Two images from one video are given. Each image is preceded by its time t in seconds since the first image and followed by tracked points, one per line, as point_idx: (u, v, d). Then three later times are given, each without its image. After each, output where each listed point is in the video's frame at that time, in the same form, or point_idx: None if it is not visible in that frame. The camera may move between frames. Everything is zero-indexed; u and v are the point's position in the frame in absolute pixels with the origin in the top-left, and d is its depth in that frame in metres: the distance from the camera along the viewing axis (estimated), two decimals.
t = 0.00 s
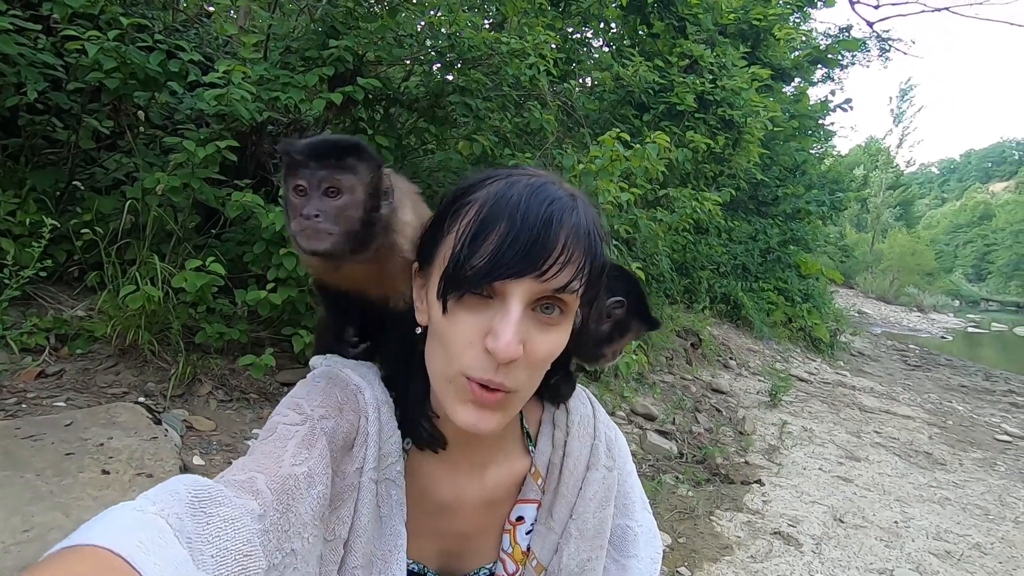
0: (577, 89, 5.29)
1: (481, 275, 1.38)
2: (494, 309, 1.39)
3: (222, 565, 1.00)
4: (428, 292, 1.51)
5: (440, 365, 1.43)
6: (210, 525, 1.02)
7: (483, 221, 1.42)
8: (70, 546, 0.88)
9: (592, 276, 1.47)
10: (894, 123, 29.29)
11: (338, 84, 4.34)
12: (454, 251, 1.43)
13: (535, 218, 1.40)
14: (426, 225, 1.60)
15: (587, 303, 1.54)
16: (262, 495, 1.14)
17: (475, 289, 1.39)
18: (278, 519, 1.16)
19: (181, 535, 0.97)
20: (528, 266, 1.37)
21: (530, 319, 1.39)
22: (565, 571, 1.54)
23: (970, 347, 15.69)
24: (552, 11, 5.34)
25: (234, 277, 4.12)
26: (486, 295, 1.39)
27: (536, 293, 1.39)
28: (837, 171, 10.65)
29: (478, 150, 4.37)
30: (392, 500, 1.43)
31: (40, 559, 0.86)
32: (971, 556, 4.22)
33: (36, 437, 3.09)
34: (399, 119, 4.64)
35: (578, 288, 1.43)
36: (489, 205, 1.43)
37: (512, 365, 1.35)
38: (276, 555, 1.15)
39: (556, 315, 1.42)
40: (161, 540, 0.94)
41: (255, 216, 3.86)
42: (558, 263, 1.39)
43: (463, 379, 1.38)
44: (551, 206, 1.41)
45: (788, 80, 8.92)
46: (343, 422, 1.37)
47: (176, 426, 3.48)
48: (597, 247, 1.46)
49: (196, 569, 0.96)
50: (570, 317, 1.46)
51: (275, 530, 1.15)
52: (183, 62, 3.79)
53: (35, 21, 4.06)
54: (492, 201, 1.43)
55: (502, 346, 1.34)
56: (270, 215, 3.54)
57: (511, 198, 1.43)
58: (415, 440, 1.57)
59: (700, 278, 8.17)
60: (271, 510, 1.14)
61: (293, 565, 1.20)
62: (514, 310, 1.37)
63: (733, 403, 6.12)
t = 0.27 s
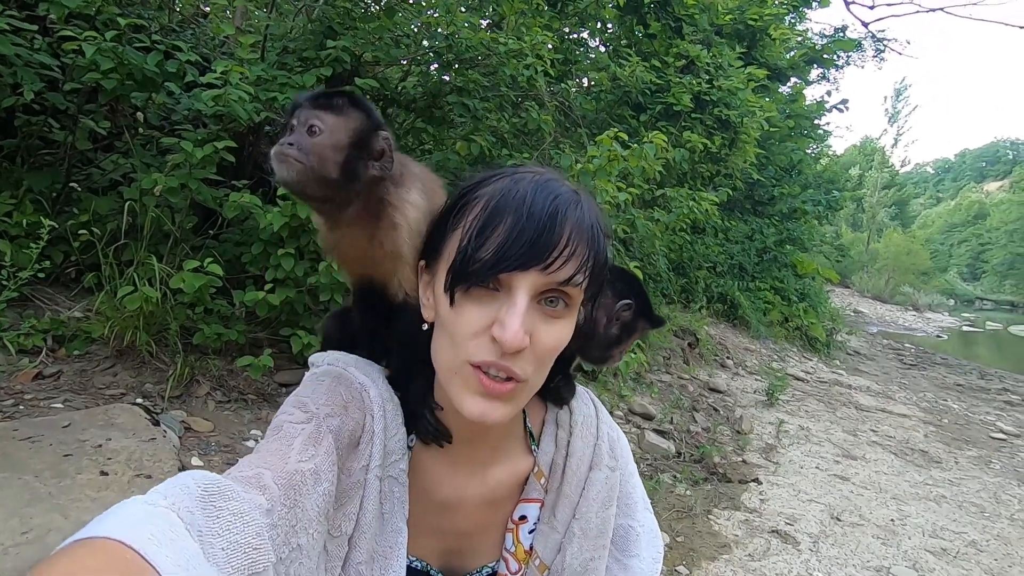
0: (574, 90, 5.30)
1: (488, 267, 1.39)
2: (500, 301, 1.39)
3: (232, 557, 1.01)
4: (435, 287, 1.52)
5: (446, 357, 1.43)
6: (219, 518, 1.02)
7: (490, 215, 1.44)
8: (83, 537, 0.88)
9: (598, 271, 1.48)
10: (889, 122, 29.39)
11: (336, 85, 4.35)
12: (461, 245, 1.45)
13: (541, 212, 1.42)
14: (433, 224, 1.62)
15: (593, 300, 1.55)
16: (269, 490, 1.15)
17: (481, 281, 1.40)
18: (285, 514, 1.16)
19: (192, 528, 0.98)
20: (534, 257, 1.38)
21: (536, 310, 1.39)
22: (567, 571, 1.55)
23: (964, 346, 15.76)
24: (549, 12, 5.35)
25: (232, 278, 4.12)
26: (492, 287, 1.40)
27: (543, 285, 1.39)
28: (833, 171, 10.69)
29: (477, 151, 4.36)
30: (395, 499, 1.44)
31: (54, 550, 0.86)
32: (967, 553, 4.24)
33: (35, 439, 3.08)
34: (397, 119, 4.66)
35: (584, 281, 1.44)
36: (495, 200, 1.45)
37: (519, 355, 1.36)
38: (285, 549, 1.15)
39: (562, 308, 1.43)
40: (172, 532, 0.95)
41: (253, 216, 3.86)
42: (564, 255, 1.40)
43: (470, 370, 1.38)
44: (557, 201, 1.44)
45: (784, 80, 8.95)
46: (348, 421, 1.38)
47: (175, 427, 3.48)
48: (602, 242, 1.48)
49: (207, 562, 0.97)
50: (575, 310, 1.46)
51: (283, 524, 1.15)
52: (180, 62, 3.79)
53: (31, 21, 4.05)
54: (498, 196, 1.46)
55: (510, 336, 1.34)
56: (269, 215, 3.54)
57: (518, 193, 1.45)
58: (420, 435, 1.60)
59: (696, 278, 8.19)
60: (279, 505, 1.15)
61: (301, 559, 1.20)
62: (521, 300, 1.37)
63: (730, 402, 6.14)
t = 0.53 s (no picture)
0: (569, 84, 5.28)
1: (486, 272, 1.38)
2: (498, 306, 1.39)
3: (226, 563, 1.00)
4: (431, 292, 1.51)
5: (443, 362, 1.42)
6: (215, 522, 1.01)
7: (488, 220, 1.43)
8: (76, 541, 0.88)
9: (595, 277, 1.48)
10: (884, 113, 29.39)
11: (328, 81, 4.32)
12: (458, 250, 1.44)
13: (539, 217, 1.41)
14: (430, 228, 1.61)
15: (590, 305, 1.55)
16: (266, 495, 1.13)
17: (479, 286, 1.39)
18: (282, 519, 1.14)
19: (187, 531, 0.97)
20: (532, 262, 1.37)
21: (534, 316, 1.39)
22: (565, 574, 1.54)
23: (960, 337, 15.80)
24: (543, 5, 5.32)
25: (227, 277, 4.10)
26: (490, 292, 1.39)
27: (540, 290, 1.39)
28: (828, 163, 10.69)
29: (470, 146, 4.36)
30: (393, 505, 1.45)
31: (47, 552, 0.85)
32: (962, 544, 4.26)
33: (28, 442, 3.07)
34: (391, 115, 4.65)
35: (581, 287, 1.44)
36: (493, 205, 1.45)
37: (516, 361, 1.35)
38: (279, 554, 1.13)
39: (559, 313, 1.42)
40: (167, 535, 0.93)
41: (247, 215, 3.84)
42: (561, 261, 1.39)
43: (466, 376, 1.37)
44: (556, 206, 1.43)
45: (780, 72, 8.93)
46: (345, 425, 1.36)
47: (170, 428, 3.46)
48: (599, 248, 1.48)
49: (201, 566, 0.95)
50: (572, 316, 1.46)
51: (279, 529, 1.13)
52: (170, 60, 3.76)
53: (19, 19, 4.01)
54: (496, 201, 1.45)
55: (507, 341, 1.33)
56: (262, 214, 3.52)
57: (516, 198, 1.44)
58: (418, 437, 1.57)
59: (693, 271, 8.19)
60: (275, 509, 1.13)
61: (297, 564, 1.19)
62: (518, 306, 1.37)
63: (727, 395, 6.15)
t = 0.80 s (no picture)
0: (564, 77, 5.26)
1: (482, 266, 1.37)
2: (494, 300, 1.38)
3: (219, 562, 0.99)
4: (428, 287, 1.50)
5: (440, 357, 1.41)
6: (207, 522, 1.01)
7: (484, 213, 1.42)
8: (68, 541, 0.87)
9: (592, 269, 1.47)
10: (881, 103, 29.34)
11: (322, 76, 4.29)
12: (455, 244, 1.43)
13: (535, 211, 1.40)
14: (425, 222, 1.60)
15: (587, 297, 1.54)
16: (261, 494, 1.12)
17: (475, 281, 1.38)
18: (276, 518, 1.14)
19: (178, 532, 0.97)
20: (529, 256, 1.36)
21: (531, 310, 1.38)
22: (564, 568, 1.53)
23: (958, 326, 15.82)
24: None
25: (222, 275, 4.09)
26: (487, 286, 1.38)
27: (537, 284, 1.38)
28: (826, 154, 10.68)
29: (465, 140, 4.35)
30: (390, 503, 1.44)
31: (38, 554, 0.85)
32: (961, 532, 4.27)
33: (25, 442, 3.06)
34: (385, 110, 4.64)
35: (578, 280, 1.43)
36: (489, 199, 1.44)
37: (514, 356, 1.34)
38: (274, 553, 1.13)
39: (556, 307, 1.42)
40: (159, 536, 0.93)
41: (241, 212, 3.82)
42: (558, 254, 1.39)
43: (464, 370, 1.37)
44: (552, 199, 1.42)
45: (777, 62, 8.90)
46: (342, 423, 1.35)
47: (168, 427, 3.46)
48: (596, 240, 1.47)
49: (193, 566, 0.95)
50: (569, 310, 1.45)
51: (273, 528, 1.13)
52: (162, 56, 3.73)
53: (9, 17, 3.98)
54: (492, 195, 1.44)
55: (505, 336, 1.32)
56: (257, 211, 3.51)
57: (511, 192, 1.43)
58: (415, 429, 1.58)
59: (691, 263, 8.19)
60: (269, 508, 1.13)
61: (292, 564, 1.18)
62: (515, 300, 1.36)
63: (726, 387, 6.16)
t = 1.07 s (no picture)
0: (562, 70, 5.25)
1: (481, 260, 1.37)
2: (493, 294, 1.38)
3: (225, 558, 1.00)
4: (427, 282, 1.50)
5: (440, 352, 1.41)
6: (212, 518, 1.01)
7: (482, 207, 1.42)
8: (73, 538, 0.87)
9: (591, 264, 1.47)
10: (880, 93, 29.26)
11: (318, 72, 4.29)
12: (453, 238, 1.43)
13: (533, 204, 1.40)
14: (424, 218, 1.60)
15: (587, 292, 1.54)
16: (265, 489, 1.13)
17: (474, 274, 1.38)
18: (281, 513, 1.14)
19: (184, 528, 0.97)
20: (528, 249, 1.36)
21: (530, 304, 1.38)
22: (566, 561, 1.54)
23: (958, 316, 15.82)
24: None
25: (222, 273, 4.08)
26: (485, 281, 1.38)
27: (536, 278, 1.38)
28: (825, 144, 10.66)
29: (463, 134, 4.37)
30: (395, 497, 1.45)
31: (43, 552, 0.85)
32: (962, 521, 4.28)
33: (27, 442, 3.07)
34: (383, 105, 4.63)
35: (577, 274, 1.43)
36: (487, 192, 1.44)
37: (513, 349, 1.34)
38: (280, 548, 1.13)
39: (556, 301, 1.42)
40: (165, 532, 0.94)
41: (240, 209, 3.82)
42: (556, 249, 1.39)
43: (464, 364, 1.37)
44: (550, 193, 1.42)
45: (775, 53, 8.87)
46: (345, 418, 1.36)
47: (169, 425, 3.46)
48: (595, 234, 1.47)
49: (199, 562, 0.95)
50: (568, 304, 1.45)
51: (278, 523, 1.13)
52: (157, 54, 3.72)
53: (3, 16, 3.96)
54: (490, 189, 1.44)
55: (504, 329, 1.32)
56: (256, 208, 3.51)
57: (509, 186, 1.43)
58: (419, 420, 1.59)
59: (691, 256, 8.18)
60: (274, 503, 1.13)
61: (298, 558, 1.19)
62: (514, 295, 1.36)
63: (726, 379, 6.16)
